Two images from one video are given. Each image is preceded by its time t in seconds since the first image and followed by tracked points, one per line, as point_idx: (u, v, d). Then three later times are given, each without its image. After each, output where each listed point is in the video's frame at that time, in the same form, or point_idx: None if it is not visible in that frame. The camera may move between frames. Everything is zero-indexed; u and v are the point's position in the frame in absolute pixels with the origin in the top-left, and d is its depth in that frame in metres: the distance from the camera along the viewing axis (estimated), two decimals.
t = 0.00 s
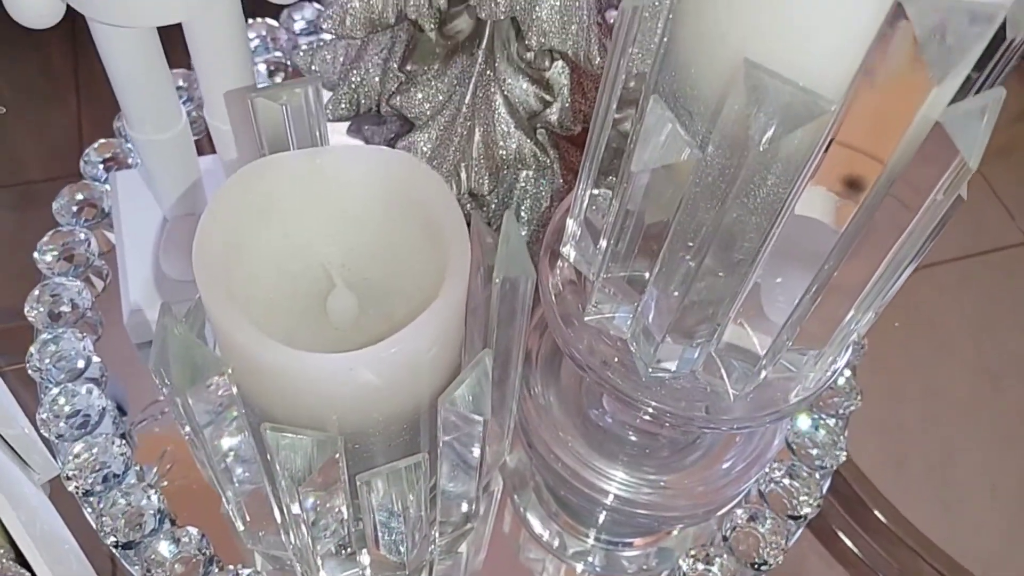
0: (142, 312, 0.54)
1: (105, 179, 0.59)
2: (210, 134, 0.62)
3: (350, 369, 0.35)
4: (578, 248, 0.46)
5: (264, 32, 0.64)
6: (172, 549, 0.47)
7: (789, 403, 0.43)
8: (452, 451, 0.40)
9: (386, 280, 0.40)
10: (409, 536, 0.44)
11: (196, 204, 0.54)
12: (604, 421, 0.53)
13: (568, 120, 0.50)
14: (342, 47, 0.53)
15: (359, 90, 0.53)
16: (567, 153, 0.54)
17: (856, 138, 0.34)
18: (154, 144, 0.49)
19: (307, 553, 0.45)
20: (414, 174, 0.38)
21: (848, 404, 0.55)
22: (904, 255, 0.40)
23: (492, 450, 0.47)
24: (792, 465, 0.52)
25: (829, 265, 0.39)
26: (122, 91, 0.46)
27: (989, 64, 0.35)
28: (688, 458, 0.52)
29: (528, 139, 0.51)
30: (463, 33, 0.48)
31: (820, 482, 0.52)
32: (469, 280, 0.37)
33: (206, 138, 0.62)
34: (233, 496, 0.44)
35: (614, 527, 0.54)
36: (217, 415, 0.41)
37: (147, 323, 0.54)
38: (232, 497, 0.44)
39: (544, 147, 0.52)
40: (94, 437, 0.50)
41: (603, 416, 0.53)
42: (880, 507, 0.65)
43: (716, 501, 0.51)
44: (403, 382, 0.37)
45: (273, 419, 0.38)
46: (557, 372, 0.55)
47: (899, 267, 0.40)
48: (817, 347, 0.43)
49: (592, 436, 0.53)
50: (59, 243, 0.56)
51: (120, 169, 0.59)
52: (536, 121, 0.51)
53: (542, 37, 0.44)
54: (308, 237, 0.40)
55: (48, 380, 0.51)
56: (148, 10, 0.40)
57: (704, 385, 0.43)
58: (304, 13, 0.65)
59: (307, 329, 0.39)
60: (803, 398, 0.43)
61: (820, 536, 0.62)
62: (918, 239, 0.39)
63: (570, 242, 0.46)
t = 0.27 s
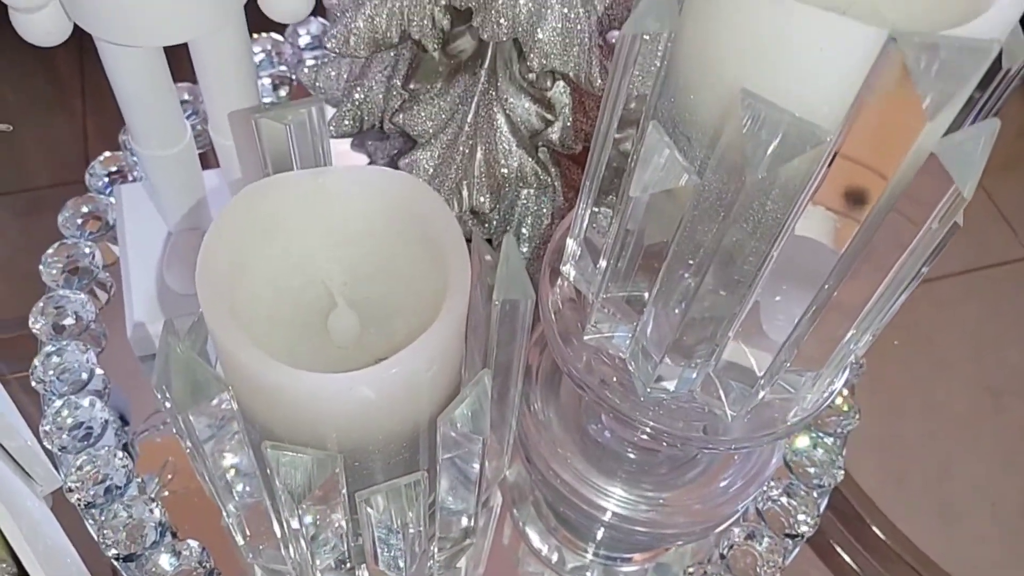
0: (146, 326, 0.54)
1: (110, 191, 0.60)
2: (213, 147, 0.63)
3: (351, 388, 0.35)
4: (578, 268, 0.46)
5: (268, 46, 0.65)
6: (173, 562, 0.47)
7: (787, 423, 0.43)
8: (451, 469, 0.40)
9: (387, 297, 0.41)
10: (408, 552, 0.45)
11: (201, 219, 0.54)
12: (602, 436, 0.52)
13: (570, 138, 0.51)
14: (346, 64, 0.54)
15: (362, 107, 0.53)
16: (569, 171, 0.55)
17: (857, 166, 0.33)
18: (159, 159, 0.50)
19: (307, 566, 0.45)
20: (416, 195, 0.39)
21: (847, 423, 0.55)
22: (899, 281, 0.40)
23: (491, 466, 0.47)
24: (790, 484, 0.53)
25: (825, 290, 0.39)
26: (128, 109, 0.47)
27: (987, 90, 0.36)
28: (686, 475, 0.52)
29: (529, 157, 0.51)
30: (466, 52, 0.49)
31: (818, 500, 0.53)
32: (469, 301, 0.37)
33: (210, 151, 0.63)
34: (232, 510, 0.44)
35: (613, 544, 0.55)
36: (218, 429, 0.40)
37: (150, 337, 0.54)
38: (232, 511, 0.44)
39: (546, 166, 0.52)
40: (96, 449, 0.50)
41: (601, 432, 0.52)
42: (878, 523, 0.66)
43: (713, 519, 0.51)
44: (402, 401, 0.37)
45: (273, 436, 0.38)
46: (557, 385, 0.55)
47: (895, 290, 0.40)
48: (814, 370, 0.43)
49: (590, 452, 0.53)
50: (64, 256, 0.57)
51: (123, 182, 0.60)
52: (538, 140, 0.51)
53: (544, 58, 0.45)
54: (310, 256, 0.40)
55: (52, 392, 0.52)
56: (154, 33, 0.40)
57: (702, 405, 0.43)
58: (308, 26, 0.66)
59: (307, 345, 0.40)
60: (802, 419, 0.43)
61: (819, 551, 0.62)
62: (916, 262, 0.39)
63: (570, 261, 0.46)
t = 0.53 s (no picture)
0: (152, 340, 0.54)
1: (118, 205, 0.60)
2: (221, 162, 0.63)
3: (356, 409, 0.36)
4: (582, 287, 0.47)
5: (276, 61, 0.66)
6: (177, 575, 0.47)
7: (789, 446, 0.43)
8: (454, 488, 0.41)
9: (392, 316, 0.41)
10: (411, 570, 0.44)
11: (208, 234, 0.55)
12: (604, 452, 0.52)
13: (574, 158, 0.51)
14: (353, 82, 0.54)
15: (369, 125, 0.53)
16: (574, 189, 0.55)
17: (864, 189, 0.33)
18: (168, 176, 0.50)
19: None
20: (421, 217, 0.39)
21: (849, 442, 0.56)
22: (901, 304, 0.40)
23: (493, 484, 0.47)
24: (792, 504, 0.53)
25: (825, 318, 0.39)
26: (137, 126, 0.47)
27: (990, 118, 0.36)
28: (688, 493, 0.52)
29: (535, 176, 0.51)
30: (473, 72, 0.49)
31: (819, 520, 0.53)
32: (473, 322, 0.37)
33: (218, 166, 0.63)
34: (235, 525, 0.44)
35: (614, 561, 0.55)
36: (223, 444, 0.40)
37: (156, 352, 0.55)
38: (234, 526, 0.44)
39: (550, 185, 0.52)
40: (102, 462, 0.51)
41: (603, 448, 0.52)
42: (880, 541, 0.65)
43: (714, 538, 0.52)
44: (405, 421, 0.37)
45: (277, 455, 0.39)
46: (560, 402, 0.55)
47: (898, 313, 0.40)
48: (815, 393, 0.43)
49: (592, 469, 0.53)
50: (72, 269, 0.57)
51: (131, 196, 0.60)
52: (543, 159, 0.51)
53: (550, 80, 0.45)
54: (316, 277, 0.41)
55: (58, 406, 0.52)
56: (166, 53, 0.41)
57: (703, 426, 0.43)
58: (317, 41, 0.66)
59: (310, 365, 0.40)
60: (804, 440, 0.43)
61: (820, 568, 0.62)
62: (917, 290, 0.39)
63: (574, 280, 0.47)
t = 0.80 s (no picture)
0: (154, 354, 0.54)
1: (123, 219, 0.61)
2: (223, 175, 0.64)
3: (355, 430, 0.36)
4: (581, 306, 0.47)
5: (282, 76, 0.66)
6: None
7: (787, 466, 0.43)
8: (452, 506, 0.41)
9: (393, 335, 0.41)
10: None
11: (212, 249, 0.55)
12: (603, 468, 0.52)
13: (576, 177, 0.51)
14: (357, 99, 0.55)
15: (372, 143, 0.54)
16: (575, 207, 0.55)
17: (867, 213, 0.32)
18: (172, 192, 0.51)
19: None
20: (423, 238, 0.39)
21: (847, 460, 0.56)
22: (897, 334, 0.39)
23: (492, 501, 0.47)
24: (790, 523, 0.53)
25: (818, 349, 0.39)
26: (144, 144, 0.48)
27: (991, 139, 0.35)
28: (687, 510, 0.52)
29: (536, 194, 0.52)
30: (475, 91, 0.50)
31: (817, 538, 0.53)
32: (472, 343, 0.38)
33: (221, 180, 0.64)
34: (234, 542, 0.44)
35: None
36: (224, 458, 0.39)
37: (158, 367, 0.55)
38: (234, 543, 0.44)
39: (552, 203, 0.52)
40: (104, 475, 0.51)
41: (602, 464, 0.52)
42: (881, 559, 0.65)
43: (713, 555, 0.52)
44: (404, 440, 0.37)
45: (278, 473, 0.39)
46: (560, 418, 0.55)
47: (897, 338, 0.39)
48: (812, 417, 0.43)
49: (591, 486, 0.53)
50: (76, 283, 0.58)
51: (136, 210, 0.61)
52: (544, 178, 0.52)
53: (551, 100, 0.46)
54: (317, 297, 0.41)
55: (62, 419, 0.52)
56: (177, 74, 0.42)
57: (703, 446, 0.43)
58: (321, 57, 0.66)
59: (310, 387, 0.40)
60: (801, 460, 0.43)
61: None
62: (916, 322, 0.39)
63: (574, 299, 0.47)
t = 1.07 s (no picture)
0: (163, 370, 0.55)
1: (132, 235, 0.62)
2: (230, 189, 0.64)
3: (361, 452, 0.36)
4: (584, 327, 0.47)
5: (291, 93, 0.67)
6: None
7: (788, 488, 0.44)
8: (455, 526, 0.41)
9: (397, 356, 0.42)
10: None
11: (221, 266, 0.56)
12: (604, 485, 0.53)
13: (580, 197, 0.52)
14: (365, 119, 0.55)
15: (379, 162, 0.55)
16: (580, 226, 0.56)
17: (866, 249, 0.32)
18: (182, 211, 0.51)
19: None
20: (429, 260, 0.40)
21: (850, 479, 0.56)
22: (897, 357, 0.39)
23: (495, 519, 0.48)
24: (791, 542, 0.54)
25: (816, 376, 0.40)
26: (155, 164, 0.49)
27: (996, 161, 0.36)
28: (691, 529, 0.52)
29: (541, 215, 0.52)
30: (481, 112, 0.51)
31: (816, 557, 0.54)
32: (476, 366, 0.38)
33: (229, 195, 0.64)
34: (241, 558, 0.44)
35: None
36: (231, 473, 0.40)
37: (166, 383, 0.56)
38: (240, 559, 0.45)
39: (557, 224, 0.53)
40: (112, 489, 0.52)
41: (604, 482, 0.53)
42: None
43: (714, 573, 0.52)
44: (409, 461, 0.38)
45: (285, 493, 0.39)
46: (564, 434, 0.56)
47: (897, 361, 0.40)
48: (811, 440, 0.43)
49: (594, 503, 0.53)
50: (85, 298, 0.58)
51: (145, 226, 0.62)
52: (549, 198, 0.52)
53: (556, 124, 0.46)
54: (322, 318, 0.41)
55: (71, 434, 0.53)
56: (192, 96, 0.42)
57: (703, 467, 0.44)
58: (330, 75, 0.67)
59: (316, 406, 0.41)
60: (801, 482, 0.44)
61: None
62: (914, 346, 0.39)
63: (577, 320, 0.48)
